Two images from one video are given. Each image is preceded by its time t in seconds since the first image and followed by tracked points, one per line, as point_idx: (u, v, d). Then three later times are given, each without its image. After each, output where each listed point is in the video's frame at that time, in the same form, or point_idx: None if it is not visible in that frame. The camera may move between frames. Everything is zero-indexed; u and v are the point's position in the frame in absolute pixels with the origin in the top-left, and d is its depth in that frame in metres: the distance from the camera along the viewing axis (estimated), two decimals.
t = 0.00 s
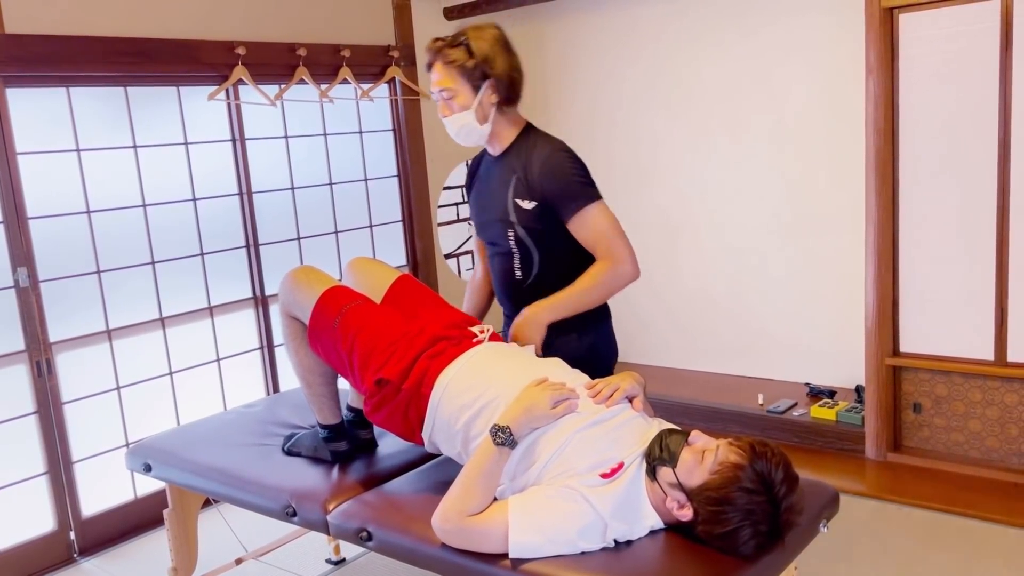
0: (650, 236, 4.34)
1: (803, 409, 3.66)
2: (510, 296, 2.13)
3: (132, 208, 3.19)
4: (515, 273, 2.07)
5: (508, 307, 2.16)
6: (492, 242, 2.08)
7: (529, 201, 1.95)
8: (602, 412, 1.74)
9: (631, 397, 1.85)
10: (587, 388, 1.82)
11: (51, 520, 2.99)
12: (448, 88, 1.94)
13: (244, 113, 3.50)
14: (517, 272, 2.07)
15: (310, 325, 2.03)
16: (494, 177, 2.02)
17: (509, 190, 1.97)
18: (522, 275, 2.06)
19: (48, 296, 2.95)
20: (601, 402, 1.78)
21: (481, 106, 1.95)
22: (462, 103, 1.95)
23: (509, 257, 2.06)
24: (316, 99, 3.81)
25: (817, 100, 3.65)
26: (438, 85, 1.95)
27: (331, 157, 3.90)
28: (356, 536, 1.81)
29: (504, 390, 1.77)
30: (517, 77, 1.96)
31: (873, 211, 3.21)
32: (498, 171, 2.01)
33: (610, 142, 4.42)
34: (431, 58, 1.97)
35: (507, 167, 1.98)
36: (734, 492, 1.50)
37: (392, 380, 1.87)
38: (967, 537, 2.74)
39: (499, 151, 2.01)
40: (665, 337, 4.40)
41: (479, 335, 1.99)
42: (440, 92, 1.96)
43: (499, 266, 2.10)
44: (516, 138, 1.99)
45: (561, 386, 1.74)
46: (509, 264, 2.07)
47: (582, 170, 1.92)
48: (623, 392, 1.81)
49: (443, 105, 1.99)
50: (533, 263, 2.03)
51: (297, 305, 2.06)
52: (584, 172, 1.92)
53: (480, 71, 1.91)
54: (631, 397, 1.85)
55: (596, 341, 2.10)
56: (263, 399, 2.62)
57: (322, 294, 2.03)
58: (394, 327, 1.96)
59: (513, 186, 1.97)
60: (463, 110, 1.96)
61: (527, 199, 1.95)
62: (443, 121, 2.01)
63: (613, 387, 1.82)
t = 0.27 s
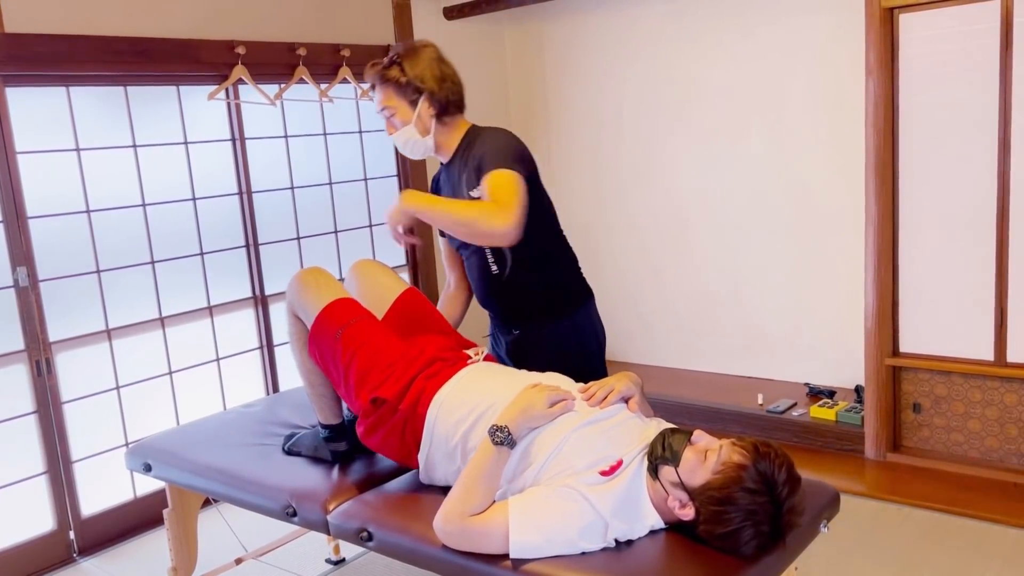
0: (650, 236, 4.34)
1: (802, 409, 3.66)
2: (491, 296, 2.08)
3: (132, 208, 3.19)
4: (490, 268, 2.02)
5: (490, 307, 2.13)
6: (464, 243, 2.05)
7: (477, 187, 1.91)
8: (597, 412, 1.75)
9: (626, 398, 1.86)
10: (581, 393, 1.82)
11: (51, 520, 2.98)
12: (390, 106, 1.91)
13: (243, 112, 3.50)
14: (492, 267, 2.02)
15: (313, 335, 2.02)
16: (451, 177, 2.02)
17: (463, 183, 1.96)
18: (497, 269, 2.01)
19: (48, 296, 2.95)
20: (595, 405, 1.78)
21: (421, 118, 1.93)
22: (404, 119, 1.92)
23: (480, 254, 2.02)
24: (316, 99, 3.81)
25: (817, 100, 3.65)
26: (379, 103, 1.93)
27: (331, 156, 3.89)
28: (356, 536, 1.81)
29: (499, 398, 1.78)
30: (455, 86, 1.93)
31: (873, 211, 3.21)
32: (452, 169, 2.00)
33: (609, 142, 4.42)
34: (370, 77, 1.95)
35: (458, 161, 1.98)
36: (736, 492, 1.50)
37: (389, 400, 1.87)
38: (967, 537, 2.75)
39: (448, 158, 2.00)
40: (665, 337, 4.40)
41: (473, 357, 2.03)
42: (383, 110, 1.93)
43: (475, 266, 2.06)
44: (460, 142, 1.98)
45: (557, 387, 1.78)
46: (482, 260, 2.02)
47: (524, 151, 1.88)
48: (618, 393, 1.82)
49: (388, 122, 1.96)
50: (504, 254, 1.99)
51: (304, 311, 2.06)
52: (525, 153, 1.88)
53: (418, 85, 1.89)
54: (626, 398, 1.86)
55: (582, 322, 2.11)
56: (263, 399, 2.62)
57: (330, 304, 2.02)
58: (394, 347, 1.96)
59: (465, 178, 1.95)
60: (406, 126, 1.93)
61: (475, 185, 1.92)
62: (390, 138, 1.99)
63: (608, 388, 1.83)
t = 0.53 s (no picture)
0: (650, 234, 4.33)
1: (803, 408, 3.66)
2: (476, 294, 2.10)
3: (133, 206, 3.18)
4: (466, 266, 2.04)
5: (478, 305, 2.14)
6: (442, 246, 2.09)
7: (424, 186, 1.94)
8: (585, 408, 1.77)
9: (617, 395, 1.87)
10: (570, 391, 1.84)
11: (51, 517, 2.98)
12: (363, 115, 1.99)
13: (244, 110, 3.49)
14: (467, 266, 2.04)
15: (329, 344, 1.96)
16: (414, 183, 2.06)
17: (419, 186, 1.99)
18: (471, 266, 2.03)
19: (48, 294, 2.94)
20: (584, 402, 1.80)
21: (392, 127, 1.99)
22: (376, 127, 1.99)
23: (454, 254, 2.05)
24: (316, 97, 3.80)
25: (818, 98, 3.65)
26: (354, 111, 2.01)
27: (331, 155, 3.89)
28: (357, 534, 1.81)
29: (490, 403, 1.80)
30: (425, 96, 1.99)
31: (874, 209, 3.20)
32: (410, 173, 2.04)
33: (609, 141, 4.41)
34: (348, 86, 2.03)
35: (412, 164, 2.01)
36: (737, 491, 1.50)
37: (386, 428, 1.86)
38: (968, 536, 2.74)
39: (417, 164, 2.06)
40: (666, 336, 4.39)
41: (465, 376, 2.02)
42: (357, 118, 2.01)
43: (455, 267, 2.09)
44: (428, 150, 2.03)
45: (546, 385, 1.81)
46: (457, 258, 2.05)
47: (467, 146, 1.86)
48: (607, 391, 1.84)
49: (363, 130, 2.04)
50: (474, 252, 2.01)
51: (324, 316, 1.99)
52: (467, 148, 1.86)
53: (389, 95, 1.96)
54: (618, 394, 1.87)
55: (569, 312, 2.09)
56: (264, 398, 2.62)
57: (350, 317, 1.95)
58: (399, 373, 1.93)
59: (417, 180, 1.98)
60: (377, 134, 2.00)
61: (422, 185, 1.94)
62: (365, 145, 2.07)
63: (597, 387, 1.84)
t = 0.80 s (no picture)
0: (653, 232, 4.33)
1: (806, 406, 3.65)
2: (465, 295, 2.12)
3: (135, 202, 3.18)
4: (451, 267, 2.07)
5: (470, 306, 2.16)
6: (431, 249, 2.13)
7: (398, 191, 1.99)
8: (590, 406, 1.76)
9: (621, 393, 1.87)
10: (575, 388, 1.86)
11: (53, 514, 2.99)
12: (356, 115, 2.03)
13: (246, 107, 3.49)
14: (452, 266, 2.07)
15: (336, 345, 1.95)
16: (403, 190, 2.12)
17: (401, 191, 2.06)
18: (455, 266, 2.06)
19: (51, 290, 2.94)
20: (589, 400, 1.81)
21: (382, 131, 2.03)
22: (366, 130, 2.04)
23: (440, 255, 2.08)
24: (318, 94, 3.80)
25: (821, 97, 3.64)
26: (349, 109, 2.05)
27: (333, 152, 3.88)
28: (360, 531, 1.81)
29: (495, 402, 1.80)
30: (419, 106, 2.00)
31: (877, 208, 3.20)
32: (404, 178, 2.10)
33: (612, 138, 4.41)
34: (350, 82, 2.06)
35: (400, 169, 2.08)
36: (744, 489, 1.50)
37: (391, 434, 1.85)
38: (970, 534, 2.74)
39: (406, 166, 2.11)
40: (668, 334, 4.39)
41: (467, 377, 2.01)
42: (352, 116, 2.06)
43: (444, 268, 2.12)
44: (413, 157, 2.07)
45: (551, 383, 1.80)
46: (444, 260, 2.08)
47: (422, 149, 1.91)
48: (612, 388, 1.85)
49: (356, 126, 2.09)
50: (455, 252, 2.03)
51: (332, 316, 1.96)
52: (423, 151, 1.91)
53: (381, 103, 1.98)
54: (622, 393, 1.87)
55: (559, 312, 2.07)
56: (267, 394, 2.62)
57: (361, 318, 1.94)
58: (405, 378, 1.93)
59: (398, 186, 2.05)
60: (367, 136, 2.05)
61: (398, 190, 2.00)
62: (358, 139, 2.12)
63: (602, 384, 1.86)
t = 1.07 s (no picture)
0: (655, 230, 4.33)
1: (808, 404, 3.65)
2: (469, 293, 2.12)
3: (138, 199, 3.19)
4: (455, 264, 2.07)
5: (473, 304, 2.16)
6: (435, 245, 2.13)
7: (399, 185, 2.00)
8: (590, 403, 1.76)
9: (622, 390, 1.88)
10: (575, 386, 1.86)
11: (56, 510, 2.99)
12: (371, 100, 2.03)
13: (249, 104, 3.49)
14: (455, 264, 2.07)
15: (336, 346, 1.94)
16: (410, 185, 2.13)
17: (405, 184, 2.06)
18: (458, 264, 2.06)
19: (54, 287, 2.95)
20: (589, 397, 1.81)
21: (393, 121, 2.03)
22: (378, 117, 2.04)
23: (443, 252, 2.08)
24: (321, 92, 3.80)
25: (824, 94, 3.64)
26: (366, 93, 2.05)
27: (336, 149, 3.88)
28: (363, 528, 1.81)
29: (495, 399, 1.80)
30: (435, 104, 2.01)
31: (880, 206, 3.20)
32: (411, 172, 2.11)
33: (615, 136, 4.40)
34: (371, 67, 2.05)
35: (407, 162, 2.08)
36: (746, 488, 1.49)
37: (392, 436, 1.85)
38: (972, 533, 2.74)
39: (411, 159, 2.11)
40: (670, 332, 4.39)
41: (466, 374, 2.01)
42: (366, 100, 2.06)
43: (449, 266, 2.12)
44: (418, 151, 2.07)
45: (551, 380, 1.80)
46: (448, 257, 2.08)
47: (421, 148, 1.90)
48: (612, 385, 1.85)
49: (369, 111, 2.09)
50: (458, 251, 2.03)
51: (332, 316, 1.95)
52: (422, 150, 1.90)
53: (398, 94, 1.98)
54: (622, 389, 1.88)
55: (563, 313, 2.07)
56: (270, 391, 2.62)
57: (363, 319, 1.92)
58: (407, 379, 1.92)
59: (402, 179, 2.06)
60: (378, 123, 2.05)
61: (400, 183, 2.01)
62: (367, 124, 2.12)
63: (602, 381, 1.86)
